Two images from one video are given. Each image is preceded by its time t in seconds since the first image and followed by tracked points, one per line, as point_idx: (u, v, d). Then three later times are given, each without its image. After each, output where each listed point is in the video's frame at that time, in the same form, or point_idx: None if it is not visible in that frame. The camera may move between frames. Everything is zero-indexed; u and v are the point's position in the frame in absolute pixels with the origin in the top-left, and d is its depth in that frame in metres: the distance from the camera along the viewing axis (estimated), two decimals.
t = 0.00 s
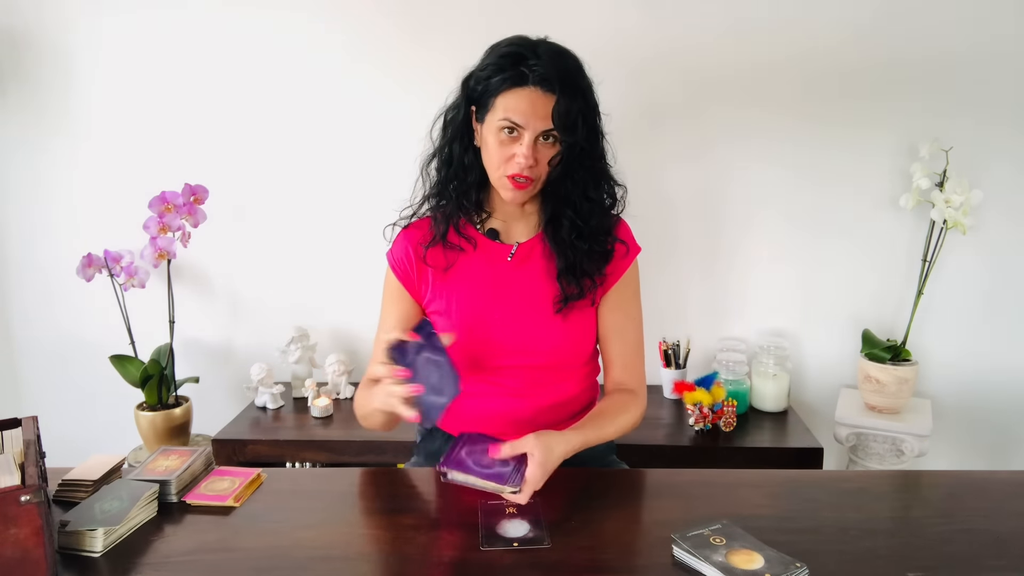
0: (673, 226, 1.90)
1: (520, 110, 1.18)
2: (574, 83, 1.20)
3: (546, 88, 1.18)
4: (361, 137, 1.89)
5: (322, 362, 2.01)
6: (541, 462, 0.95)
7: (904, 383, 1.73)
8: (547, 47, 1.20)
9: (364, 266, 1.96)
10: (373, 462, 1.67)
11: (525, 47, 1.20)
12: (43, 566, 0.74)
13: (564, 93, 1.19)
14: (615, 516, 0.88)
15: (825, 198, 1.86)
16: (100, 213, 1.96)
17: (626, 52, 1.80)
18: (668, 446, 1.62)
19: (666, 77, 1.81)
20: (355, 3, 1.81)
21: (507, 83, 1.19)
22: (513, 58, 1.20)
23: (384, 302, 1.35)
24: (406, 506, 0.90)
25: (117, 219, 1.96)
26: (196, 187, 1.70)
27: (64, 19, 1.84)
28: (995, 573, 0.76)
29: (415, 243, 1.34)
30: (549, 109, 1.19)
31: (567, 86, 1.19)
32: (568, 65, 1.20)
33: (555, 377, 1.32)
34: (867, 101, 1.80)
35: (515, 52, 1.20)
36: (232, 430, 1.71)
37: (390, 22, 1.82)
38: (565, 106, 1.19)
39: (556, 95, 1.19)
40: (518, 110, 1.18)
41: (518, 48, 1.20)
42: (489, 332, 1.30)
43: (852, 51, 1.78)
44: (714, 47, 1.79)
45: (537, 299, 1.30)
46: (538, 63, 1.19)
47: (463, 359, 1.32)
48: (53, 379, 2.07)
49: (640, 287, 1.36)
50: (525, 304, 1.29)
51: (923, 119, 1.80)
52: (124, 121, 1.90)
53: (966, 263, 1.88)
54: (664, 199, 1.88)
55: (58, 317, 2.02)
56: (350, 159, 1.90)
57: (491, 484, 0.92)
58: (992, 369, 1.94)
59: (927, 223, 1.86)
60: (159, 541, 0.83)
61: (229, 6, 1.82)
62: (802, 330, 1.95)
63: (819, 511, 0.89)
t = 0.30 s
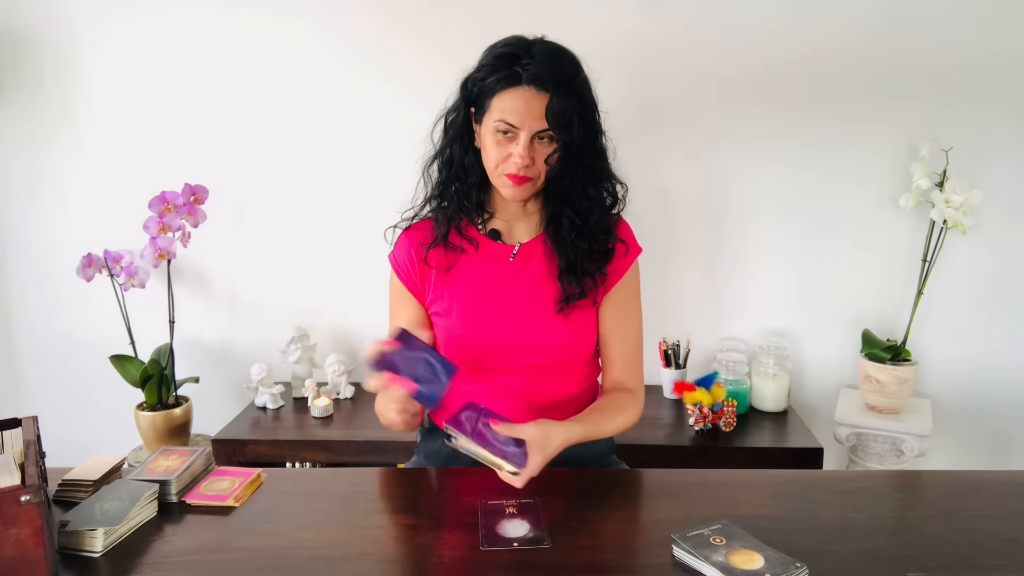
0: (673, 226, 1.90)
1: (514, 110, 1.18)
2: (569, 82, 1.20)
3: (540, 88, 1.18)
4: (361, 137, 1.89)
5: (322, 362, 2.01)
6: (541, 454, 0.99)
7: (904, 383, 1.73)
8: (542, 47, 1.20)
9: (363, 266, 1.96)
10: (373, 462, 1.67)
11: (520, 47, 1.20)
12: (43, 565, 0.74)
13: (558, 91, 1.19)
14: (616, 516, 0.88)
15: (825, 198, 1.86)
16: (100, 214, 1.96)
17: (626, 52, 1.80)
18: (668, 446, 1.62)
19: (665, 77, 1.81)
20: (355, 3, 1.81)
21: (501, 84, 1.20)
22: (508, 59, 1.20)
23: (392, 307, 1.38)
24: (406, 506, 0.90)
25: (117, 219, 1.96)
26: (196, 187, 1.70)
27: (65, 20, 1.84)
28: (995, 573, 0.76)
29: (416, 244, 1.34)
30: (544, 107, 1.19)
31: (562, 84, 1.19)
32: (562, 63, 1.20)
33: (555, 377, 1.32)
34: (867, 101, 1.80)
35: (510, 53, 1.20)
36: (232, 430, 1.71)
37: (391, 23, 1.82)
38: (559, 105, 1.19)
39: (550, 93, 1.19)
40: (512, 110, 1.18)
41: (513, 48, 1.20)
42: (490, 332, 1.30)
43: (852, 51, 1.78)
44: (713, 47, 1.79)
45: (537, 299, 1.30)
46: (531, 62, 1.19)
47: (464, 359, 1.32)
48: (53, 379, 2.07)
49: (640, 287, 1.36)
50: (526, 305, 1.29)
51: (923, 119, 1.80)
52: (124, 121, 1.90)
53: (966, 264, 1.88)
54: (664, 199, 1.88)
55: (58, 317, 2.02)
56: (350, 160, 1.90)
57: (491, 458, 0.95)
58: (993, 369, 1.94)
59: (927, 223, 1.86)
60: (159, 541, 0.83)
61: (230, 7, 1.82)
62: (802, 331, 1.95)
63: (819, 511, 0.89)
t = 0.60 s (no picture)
0: (673, 226, 1.90)
1: (514, 110, 1.18)
2: (568, 82, 1.20)
3: (539, 87, 1.18)
4: (362, 137, 1.89)
5: (322, 362, 2.01)
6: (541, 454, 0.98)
7: (904, 383, 1.73)
8: (541, 47, 1.20)
9: (364, 266, 1.96)
10: (373, 462, 1.67)
11: (520, 46, 1.21)
12: (43, 565, 0.74)
13: (558, 91, 1.19)
14: (616, 516, 0.88)
15: (825, 198, 1.86)
16: (100, 214, 1.96)
17: (626, 52, 1.80)
18: (668, 446, 1.62)
19: (665, 77, 1.81)
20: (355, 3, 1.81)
21: (501, 84, 1.20)
22: (508, 59, 1.20)
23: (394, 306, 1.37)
24: (406, 506, 0.90)
25: (117, 219, 1.96)
26: (196, 187, 1.70)
27: (66, 19, 1.84)
28: (995, 572, 0.76)
29: (418, 244, 1.34)
30: (544, 107, 1.19)
31: (561, 84, 1.19)
32: (562, 63, 1.20)
33: (556, 377, 1.32)
34: (867, 101, 1.80)
35: (510, 52, 1.20)
36: (232, 430, 1.71)
37: (390, 23, 1.82)
38: (559, 105, 1.19)
39: (549, 93, 1.19)
40: (512, 110, 1.18)
41: (513, 48, 1.20)
42: (491, 332, 1.29)
43: (852, 51, 1.78)
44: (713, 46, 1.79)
45: (538, 299, 1.30)
46: (531, 62, 1.19)
47: (466, 359, 1.32)
48: (53, 379, 2.07)
49: (640, 287, 1.36)
50: (527, 305, 1.29)
51: (923, 119, 1.80)
52: (124, 121, 1.90)
53: (966, 264, 1.88)
54: (664, 198, 1.88)
55: (58, 317, 2.02)
56: (350, 160, 1.90)
57: (491, 455, 0.95)
58: (993, 369, 1.94)
59: (927, 223, 1.86)
60: (159, 541, 0.83)
61: (230, 8, 1.82)
62: (802, 331, 1.95)
63: (820, 511, 0.89)
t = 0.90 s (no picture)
0: (673, 226, 1.90)
1: (512, 110, 1.18)
2: (565, 81, 1.21)
3: (537, 88, 1.18)
4: (362, 137, 1.89)
5: (321, 363, 2.01)
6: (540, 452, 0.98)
7: (904, 383, 1.73)
8: (538, 46, 1.20)
9: (363, 266, 1.96)
10: (373, 462, 1.67)
11: (516, 47, 1.21)
12: (43, 565, 0.74)
13: (555, 90, 1.19)
14: (615, 516, 0.88)
15: (825, 198, 1.86)
16: (100, 214, 1.96)
17: (626, 51, 1.80)
18: (668, 446, 1.62)
19: (665, 77, 1.81)
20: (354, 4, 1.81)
21: (499, 84, 1.20)
22: (504, 59, 1.21)
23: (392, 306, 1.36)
24: (406, 506, 0.90)
25: (117, 219, 1.96)
26: (196, 187, 1.70)
27: (65, 18, 1.84)
28: (995, 572, 0.76)
29: (417, 244, 1.34)
30: (541, 107, 1.19)
31: (558, 84, 1.19)
32: (559, 63, 1.20)
33: (556, 376, 1.32)
34: (866, 101, 1.80)
35: (506, 53, 1.20)
36: (232, 430, 1.71)
37: (390, 24, 1.82)
38: (557, 105, 1.19)
39: (546, 93, 1.18)
40: (510, 110, 1.18)
41: (509, 48, 1.20)
42: (490, 332, 1.29)
43: (852, 51, 1.78)
44: (713, 45, 1.79)
45: (538, 299, 1.30)
46: (528, 62, 1.19)
47: (465, 360, 1.32)
48: (53, 380, 2.07)
49: (640, 285, 1.36)
50: (527, 304, 1.29)
51: (923, 119, 1.80)
52: (123, 122, 1.90)
53: (966, 264, 1.88)
54: (664, 198, 1.88)
55: (58, 317, 2.02)
56: (349, 160, 1.90)
57: (494, 457, 0.95)
58: (993, 369, 1.94)
59: (927, 223, 1.86)
60: (159, 541, 0.83)
61: (229, 8, 1.82)
62: (802, 331, 1.95)
63: (819, 511, 0.89)
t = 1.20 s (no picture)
0: (672, 226, 1.90)
1: (511, 108, 1.18)
2: (564, 79, 1.20)
3: (536, 85, 1.18)
4: (362, 137, 1.89)
5: (322, 363, 2.01)
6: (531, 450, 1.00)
7: (904, 383, 1.73)
8: (537, 45, 1.20)
9: (363, 266, 1.96)
10: (373, 462, 1.67)
11: (515, 45, 1.21)
12: (43, 566, 0.74)
13: (554, 88, 1.19)
14: (616, 515, 0.88)
15: (824, 199, 1.86)
16: (100, 214, 1.96)
17: (625, 51, 1.80)
18: (668, 446, 1.62)
19: (665, 76, 1.81)
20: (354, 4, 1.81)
21: (498, 82, 1.20)
22: (504, 58, 1.21)
23: (392, 309, 1.35)
24: (407, 506, 0.90)
25: (117, 219, 1.96)
26: (196, 187, 1.70)
27: (65, 18, 1.84)
28: (995, 572, 0.76)
29: (416, 244, 1.33)
30: (540, 104, 1.19)
31: (557, 81, 1.19)
32: (558, 60, 1.20)
33: (555, 376, 1.32)
34: (867, 101, 1.80)
35: (505, 51, 1.21)
36: (232, 430, 1.71)
37: (390, 24, 1.82)
38: (555, 102, 1.19)
39: (546, 90, 1.19)
40: (509, 107, 1.18)
41: (508, 46, 1.21)
42: (489, 332, 1.29)
43: (852, 51, 1.78)
44: (713, 45, 1.79)
45: (537, 299, 1.29)
46: (527, 60, 1.19)
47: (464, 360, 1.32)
48: (53, 380, 2.07)
49: (640, 285, 1.36)
50: (526, 304, 1.29)
51: (923, 119, 1.80)
52: (123, 122, 1.90)
53: (966, 264, 1.88)
54: (664, 198, 1.88)
55: (58, 317, 2.02)
56: (349, 161, 1.90)
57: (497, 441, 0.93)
58: (993, 369, 1.94)
59: (927, 223, 1.86)
60: (159, 541, 0.83)
61: (229, 8, 1.82)
62: (802, 331, 1.95)
63: (820, 510, 0.89)
